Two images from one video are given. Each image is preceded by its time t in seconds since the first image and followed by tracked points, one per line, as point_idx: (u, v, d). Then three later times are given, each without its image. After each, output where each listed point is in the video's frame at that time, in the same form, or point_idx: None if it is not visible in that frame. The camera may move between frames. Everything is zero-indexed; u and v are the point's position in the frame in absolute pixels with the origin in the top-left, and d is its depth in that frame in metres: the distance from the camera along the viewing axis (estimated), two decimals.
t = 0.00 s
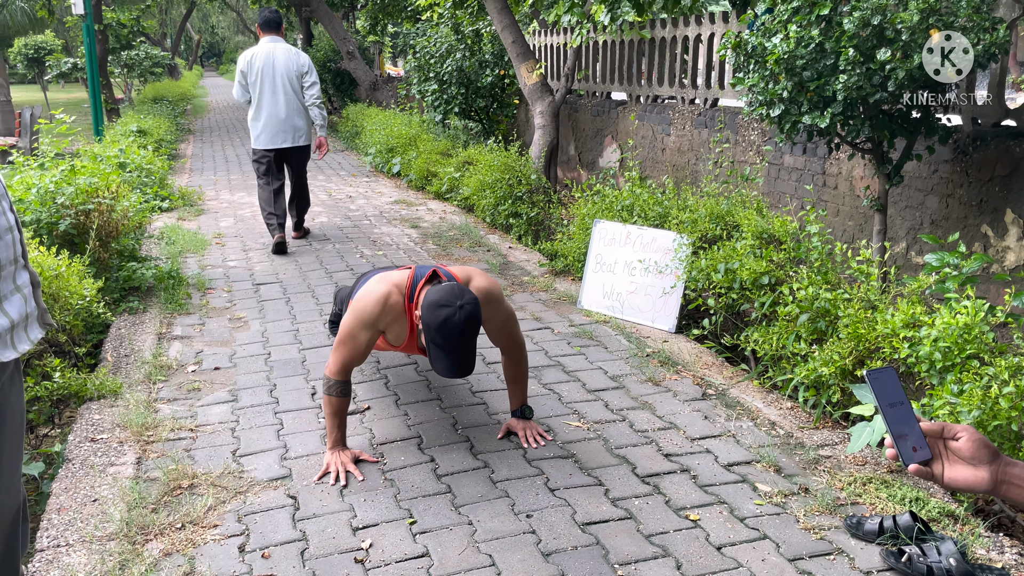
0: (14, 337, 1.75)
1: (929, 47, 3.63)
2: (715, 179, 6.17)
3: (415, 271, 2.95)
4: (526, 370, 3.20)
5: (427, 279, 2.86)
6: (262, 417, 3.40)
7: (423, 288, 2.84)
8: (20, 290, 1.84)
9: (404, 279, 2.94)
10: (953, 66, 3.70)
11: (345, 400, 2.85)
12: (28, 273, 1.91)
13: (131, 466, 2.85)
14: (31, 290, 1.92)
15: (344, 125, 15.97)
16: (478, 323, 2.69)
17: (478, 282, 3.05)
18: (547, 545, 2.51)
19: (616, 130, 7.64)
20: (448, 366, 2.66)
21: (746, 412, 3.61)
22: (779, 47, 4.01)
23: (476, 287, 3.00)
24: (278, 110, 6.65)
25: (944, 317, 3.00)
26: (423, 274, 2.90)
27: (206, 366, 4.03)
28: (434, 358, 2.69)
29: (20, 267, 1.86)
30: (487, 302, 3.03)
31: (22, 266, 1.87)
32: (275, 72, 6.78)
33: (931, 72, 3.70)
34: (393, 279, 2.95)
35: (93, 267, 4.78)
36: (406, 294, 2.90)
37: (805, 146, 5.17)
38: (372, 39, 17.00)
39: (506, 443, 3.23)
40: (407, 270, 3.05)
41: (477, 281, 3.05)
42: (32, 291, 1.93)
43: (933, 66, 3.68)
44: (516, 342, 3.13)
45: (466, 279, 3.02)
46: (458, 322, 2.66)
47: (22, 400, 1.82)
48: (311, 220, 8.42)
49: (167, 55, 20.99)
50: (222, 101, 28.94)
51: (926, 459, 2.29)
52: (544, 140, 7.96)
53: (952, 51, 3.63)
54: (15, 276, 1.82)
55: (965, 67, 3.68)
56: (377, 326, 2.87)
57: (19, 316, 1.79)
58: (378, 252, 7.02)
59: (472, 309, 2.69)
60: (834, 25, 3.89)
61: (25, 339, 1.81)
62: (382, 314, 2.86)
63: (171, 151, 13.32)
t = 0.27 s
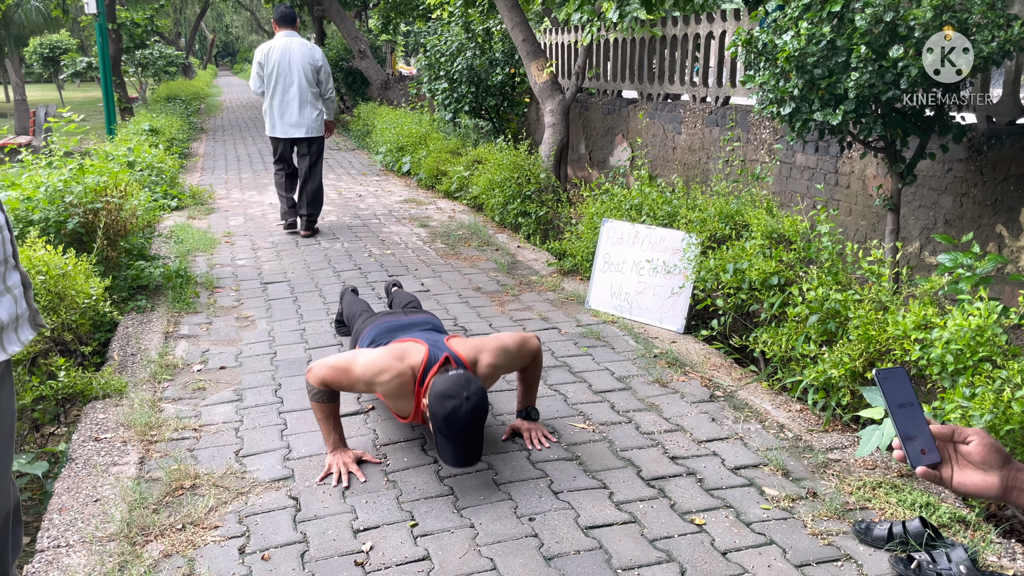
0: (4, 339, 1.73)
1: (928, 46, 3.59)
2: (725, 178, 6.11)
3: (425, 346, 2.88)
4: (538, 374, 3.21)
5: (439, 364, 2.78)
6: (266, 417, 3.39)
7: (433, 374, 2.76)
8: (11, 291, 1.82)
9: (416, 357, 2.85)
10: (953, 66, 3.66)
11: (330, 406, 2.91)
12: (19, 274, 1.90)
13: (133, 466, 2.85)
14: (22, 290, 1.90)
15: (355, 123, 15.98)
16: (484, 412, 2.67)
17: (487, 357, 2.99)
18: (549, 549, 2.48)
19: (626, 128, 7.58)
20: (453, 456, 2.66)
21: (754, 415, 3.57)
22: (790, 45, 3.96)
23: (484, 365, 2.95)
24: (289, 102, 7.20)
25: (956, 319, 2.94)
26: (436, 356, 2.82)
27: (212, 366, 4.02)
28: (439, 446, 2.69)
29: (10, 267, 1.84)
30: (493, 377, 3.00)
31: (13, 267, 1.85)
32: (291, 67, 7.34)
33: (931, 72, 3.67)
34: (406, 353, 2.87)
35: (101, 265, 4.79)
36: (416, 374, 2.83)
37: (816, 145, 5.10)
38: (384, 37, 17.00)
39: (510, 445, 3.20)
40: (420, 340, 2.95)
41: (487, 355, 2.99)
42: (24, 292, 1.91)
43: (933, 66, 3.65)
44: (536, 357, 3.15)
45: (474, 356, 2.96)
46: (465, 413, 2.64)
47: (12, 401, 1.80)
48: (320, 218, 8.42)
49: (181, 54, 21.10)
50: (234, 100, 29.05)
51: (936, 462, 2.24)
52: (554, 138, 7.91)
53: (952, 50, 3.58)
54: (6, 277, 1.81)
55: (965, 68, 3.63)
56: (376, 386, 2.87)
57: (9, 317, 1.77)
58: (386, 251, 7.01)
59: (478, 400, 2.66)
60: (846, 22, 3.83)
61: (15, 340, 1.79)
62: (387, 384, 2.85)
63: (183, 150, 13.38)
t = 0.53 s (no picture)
0: None
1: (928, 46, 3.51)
2: (739, 179, 6.04)
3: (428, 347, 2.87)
4: (545, 379, 3.15)
5: (441, 364, 2.77)
6: (272, 419, 3.38)
7: (435, 373, 2.76)
8: None
9: (418, 357, 2.84)
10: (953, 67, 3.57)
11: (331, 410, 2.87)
12: (9, 279, 1.87)
13: (137, 468, 2.84)
14: (12, 294, 1.89)
15: (370, 123, 16.00)
16: (484, 408, 2.68)
17: (493, 358, 2.97)
18: (552, 557, 2.45)
19: (640, 128, 7.52)
20: (455, 452, 2.68)
21: (764, 420, 3.52)
22: (804, 44, 3.89)
23: (488, 365, 2.93)
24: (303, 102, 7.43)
25: (972, 324, 2.87)
26: (438, 356, 2.82)
27: (220, 367, 4.02)
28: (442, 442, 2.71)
29: None
30: (499, 377, 2.98)
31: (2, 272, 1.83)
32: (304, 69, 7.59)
33: (931, 72, 3.58)
34: (408, 352, 2.87)
35: (111, 266, 4.80)
36: (418, 373, 2.83)
37: (832, 145, 5.02)
38: (400, 37, 17.01)
39: (515, 450, 3.17)
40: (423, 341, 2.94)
41: (492, 356, 2.97)
42: (13, 296, 1.90)
43: (932, 66, 3.57)
44: (542, 360, 3.10)
45: (479, 356, 2.94)
46: (466, 409, 2.64)
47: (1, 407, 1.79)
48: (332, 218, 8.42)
49: (198, 54, 21.25)
50: (251, 100, 29.22)
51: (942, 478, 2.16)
52: (567, 138, 7.85)
53: (951, 51, 3.51)
54: None
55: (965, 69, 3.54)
56: (378, 387, 2.84)
57: None
58: (397, 252, 6.99)
59: (478, 395, 2.66)
60: (862, 21, 3.76)
61: (3, 346, 1.78)
62: (389, 385, 2.83)
63: (199, 150, 13.46)
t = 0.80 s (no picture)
0: None
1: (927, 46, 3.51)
2: (756, 181, 5.97)
3: (429, 276, 2.92)
4: (544, 381, 3.12)
5: (439, 284, 2.84)
6: (281, 423, 3.37)
7: (435, 292, 2.81)
8: None
9: (417, 283, 2.91)
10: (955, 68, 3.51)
11: (358, 408, 2.82)
12: (6, 283, 1.86)
13: (145, 471, 2.86)
14: (7, 301, 1.89)
15: (388, 125, 16.03)
16: (488, 331, 2.64)
17: (493, 287, 3.00)
18: (557, 567, 2.42)
19: (657, 130, 7.46)
20: (457, 374, 2.61)
21: (778, 428, 3.46)
22: (821, 45, 3.83)
23: (489, 292, 2.96)
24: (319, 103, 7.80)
25: (991, 332, 2.80)
26: (436, 279, 2.88)
27: (231, 369, 4.03)
28: (443, 366, 2.64)
29: None
30: (501, 308, 2.98)
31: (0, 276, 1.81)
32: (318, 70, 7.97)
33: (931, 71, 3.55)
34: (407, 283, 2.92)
35: (125, 268, 4.84)
36: (418, 299, 2.85)
37: (851, 148, 4.94)
38: (418, 39, 17.04)
39: (524, 456, 3.14)
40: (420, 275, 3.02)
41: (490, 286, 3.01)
42: (9, 302, 1.90)
43: (932, 66, 3.54)
44: (532, 348, 3.08)
45: (479, 283, 2.99)
46: (469, 329, 2.60)
47: None
48: (348, 220, 8.44)
49: (219, 57, 21.44)
50: (271, 102, 29.43)
51: (953, 494, 2.13)
52: (583, 140, 7.80)
53: (952, 50, 3.46)
54: None
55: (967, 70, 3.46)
56: (391, 331, 2.82)
57: None
58: (412, 254, 6.98)
59: (481, 317, 2.63)
60: (881, 22, 3.69)
61: None
62: (392, 317, 2.82)
63: (218, 152, 13.57)
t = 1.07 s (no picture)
0: None
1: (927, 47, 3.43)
2: (775, 186, 5.91)
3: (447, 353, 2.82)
4: (567, 390, 3.12)
5: (459, 372, 2.72)
6: (294, 427, 3.38)
7: (454, 382, 2.71)
8: (4, 305, 1.80)
9: (436, 364, 2.78)
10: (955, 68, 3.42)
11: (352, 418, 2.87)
12: (14, 288, 1.88)
13: (158, 474, 2.88)
14: (16, 304, 1.88)
15: (407, 129, 16.08)
16: (504, 423, 2.62)
17: (512, 366, 2.91)
18: None
19: (676, 135, 7.41)
20: (472, 468, 2.61)
21: (794, 437, 3.41)
22: (841, 49, 3.78)
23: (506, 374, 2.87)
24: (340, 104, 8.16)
25: (1012, 341, 2.75)
26: (458, 364, 2.76)
27: (246, 372, 4.05)
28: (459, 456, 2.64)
29: (4, 281, 1.82)
30: (518, 386, 2.92)
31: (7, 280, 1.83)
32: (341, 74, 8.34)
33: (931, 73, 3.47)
34: (428, 359, 2.80)
35: (144, 271, 4.89)
36: (437, 381, 2.77)
37: (872, 152, 4.87)
38: (438, 44, 17.09)
39: (536, 463, 3.13)
40: (441, 346, 2.88)
41: (511, 364, 2.91)
42: (18, 305, 1.89)
43: (931, 66, 3.45)
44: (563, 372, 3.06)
45: (497, 364, 2.89)
46: (485, 423, 2.59)
47: (5, 418, 1.78)
48: (365, 224, 8.47)
49: (242, 62, 21.66)
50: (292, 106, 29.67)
51: (966, 511, 2.08)
52: (601, 145, 7.76)
53: (952, 50, 3.38)
54: None
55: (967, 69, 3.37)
56: (397, 395, 2.80)
57: None
58: (428, 259, 6.99)
59: (498, 409, 2.61)
60: (901, 25, 3.64)
61: (6, 355, 1.77)
62: (409, 392, 2.77)
63: (239, 156, 13.69)
